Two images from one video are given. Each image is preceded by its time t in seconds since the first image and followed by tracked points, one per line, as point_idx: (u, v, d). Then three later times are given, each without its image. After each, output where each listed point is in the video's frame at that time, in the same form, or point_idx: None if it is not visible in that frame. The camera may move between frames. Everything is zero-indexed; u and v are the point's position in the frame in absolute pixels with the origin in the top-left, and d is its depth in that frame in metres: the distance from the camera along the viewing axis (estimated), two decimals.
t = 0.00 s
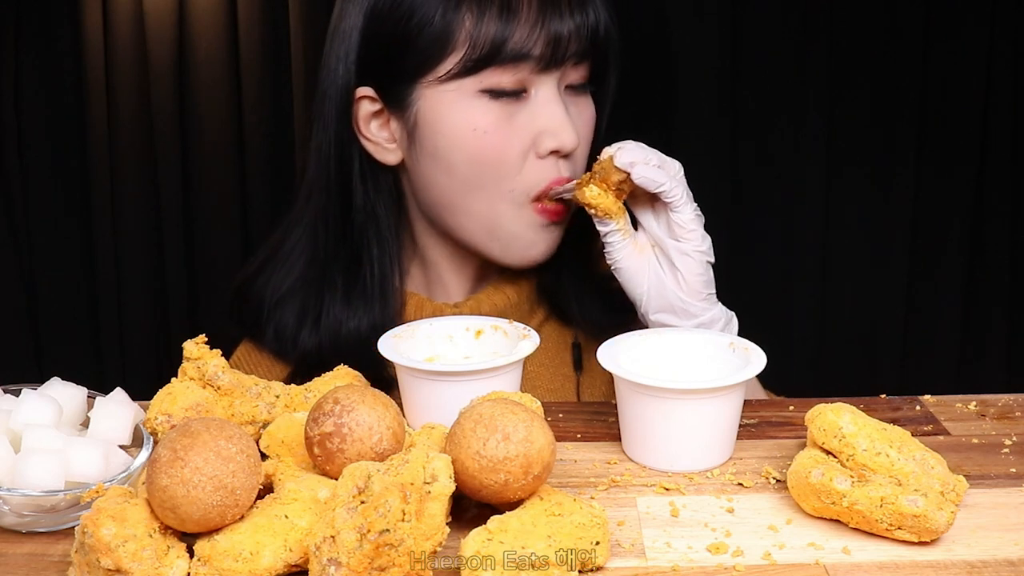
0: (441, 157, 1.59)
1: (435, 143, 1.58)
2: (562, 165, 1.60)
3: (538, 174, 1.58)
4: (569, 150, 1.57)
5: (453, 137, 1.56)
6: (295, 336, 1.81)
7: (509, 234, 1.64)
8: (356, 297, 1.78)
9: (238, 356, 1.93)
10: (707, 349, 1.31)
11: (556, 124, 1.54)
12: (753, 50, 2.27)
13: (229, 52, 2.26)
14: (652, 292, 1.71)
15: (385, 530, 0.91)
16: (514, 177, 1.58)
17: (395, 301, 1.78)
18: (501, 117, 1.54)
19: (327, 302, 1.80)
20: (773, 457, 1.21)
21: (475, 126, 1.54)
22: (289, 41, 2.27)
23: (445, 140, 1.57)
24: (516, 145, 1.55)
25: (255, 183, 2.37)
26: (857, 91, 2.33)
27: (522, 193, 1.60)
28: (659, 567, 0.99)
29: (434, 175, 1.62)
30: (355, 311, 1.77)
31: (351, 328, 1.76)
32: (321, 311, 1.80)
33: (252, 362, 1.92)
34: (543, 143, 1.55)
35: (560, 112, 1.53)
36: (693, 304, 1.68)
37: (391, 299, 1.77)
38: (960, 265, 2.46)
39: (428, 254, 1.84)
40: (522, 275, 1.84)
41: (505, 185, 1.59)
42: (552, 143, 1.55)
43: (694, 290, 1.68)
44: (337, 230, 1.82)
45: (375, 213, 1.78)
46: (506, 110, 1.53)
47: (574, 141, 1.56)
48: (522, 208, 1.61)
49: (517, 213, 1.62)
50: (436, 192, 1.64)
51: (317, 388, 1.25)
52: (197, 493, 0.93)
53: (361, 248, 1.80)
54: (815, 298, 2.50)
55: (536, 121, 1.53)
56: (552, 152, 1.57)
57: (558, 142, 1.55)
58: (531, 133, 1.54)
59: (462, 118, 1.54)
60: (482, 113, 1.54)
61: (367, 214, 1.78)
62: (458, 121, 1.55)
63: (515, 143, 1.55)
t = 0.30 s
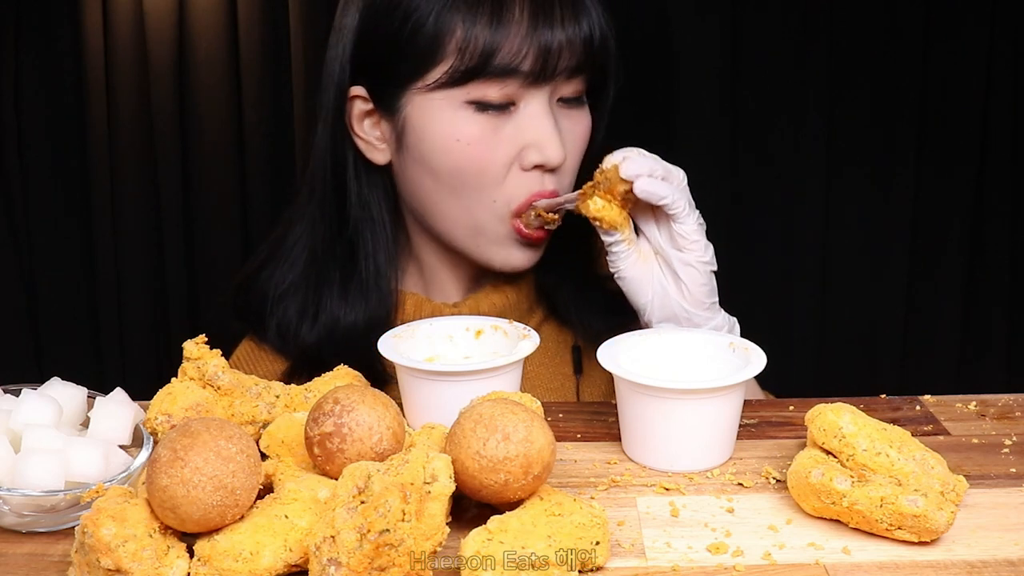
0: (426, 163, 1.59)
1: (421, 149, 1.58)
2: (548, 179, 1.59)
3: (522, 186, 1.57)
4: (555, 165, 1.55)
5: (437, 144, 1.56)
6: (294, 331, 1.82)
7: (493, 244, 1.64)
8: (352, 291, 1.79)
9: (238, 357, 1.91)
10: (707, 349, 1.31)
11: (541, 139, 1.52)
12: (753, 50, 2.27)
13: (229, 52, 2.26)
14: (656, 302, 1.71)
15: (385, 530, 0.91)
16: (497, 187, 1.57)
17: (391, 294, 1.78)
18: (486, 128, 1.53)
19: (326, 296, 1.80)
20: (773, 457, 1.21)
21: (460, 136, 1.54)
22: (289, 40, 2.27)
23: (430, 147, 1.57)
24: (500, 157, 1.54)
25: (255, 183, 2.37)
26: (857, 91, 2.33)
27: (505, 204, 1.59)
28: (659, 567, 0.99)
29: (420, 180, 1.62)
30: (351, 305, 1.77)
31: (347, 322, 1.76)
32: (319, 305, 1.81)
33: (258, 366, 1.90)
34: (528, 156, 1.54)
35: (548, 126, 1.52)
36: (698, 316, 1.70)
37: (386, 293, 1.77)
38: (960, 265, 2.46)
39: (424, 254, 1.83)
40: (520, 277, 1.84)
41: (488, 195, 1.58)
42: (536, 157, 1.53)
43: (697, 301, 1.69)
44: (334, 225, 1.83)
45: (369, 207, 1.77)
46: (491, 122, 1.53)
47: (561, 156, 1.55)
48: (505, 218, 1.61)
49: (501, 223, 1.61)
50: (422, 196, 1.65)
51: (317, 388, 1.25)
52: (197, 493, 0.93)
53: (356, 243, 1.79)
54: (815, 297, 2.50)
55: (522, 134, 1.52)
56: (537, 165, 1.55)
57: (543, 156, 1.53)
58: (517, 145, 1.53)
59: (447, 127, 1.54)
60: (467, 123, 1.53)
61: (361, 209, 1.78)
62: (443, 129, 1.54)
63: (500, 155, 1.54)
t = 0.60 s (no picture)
0: (410, 159, 1.59)
1: (406, 146, 1.58)
2: (536, 176, 1.56)
3: (507, 183, 1.55)
4: (540, 161, 1.52)
5: (420, 140, 1.56)
6: (289, 329, 1.82)
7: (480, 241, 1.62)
8: (344, 289, 1.79)
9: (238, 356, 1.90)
10: (707, 349, 1.31)
11: (523, 133, 1.51)
12: (753, 50, 2.27)
13: (229, 52, 2.26)
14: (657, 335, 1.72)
15: (386, 530, 0.91)
16: (482, 184, 1.55)
17: (384, 290, 1.77)
18: (467, 122, 1.52)
19: (320, 293, 1.81)
20: (773, 457, 1.21)
21: (440, 131, 1.53)
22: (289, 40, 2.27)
23: (413, 143, 1.57)
24: (483, 153, 1.53)
25: (255, 183, 2.37)
26: (857, 91, 2.33)
27: (490, 201, 1.57)
28: (659, 567, 0.99)
29: (408, 178, 1.62)
30: (343, 300, 1.78)
31: (339, 318, 1.77)
32: (313, 302, 1.81)
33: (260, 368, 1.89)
34: (511, 152, 1.52)
35: (530, 121, 1.50)
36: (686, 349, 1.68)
37: (379, 289, 1.77)
38: (960, 265, 2.46)
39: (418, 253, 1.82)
40: (518, 278, 1.84)
41: (472, 192, 1.56)
42: (519, 152, 1.51)
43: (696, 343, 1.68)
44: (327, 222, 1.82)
45: (360, 205, 1.77)
46: (473, 117, 1.52)
47: (545, 153, 1.52)
48: (491, 215, 1.58)
49: (486, 220, 1.59)
50: (411, 195, 1.64)
51: (317, 388, 1.25)
52: (197, 493, 0.93)
53: (347, 241, 1.79)
54: (815, 297, 2.50)
55: (505, 129, 1.51)
56: (521, 162, 1.53)
57: (525, 152, 1.51)
58: (499, 141, 1.52)
59: (428, 122, 1.54)
60: (447, 118, 1.52)
61: (353, 206, 1.77)
62: (424, 124, 1.54)
63: (482, 150, 1.52)
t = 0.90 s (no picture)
0: (396, 149, 1.59)
1: (391, 135, 1.58)
2: (522, 166, 1.54)
3: (493, 173, 1.54)
4: (524, 149, 1.51)
5: (404, 129, 1.55)
6: (287, 324, 1.84)
7: (468, 232, 1.60)
8: (338, 285, 1.79)
9: (236, 358, 1.90)
10: (706, 349, 1.31)
11: (507, 120, 1.50)
12: (753, 50, 2.27)
13: (229, 52, 2.26)
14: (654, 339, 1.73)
15: (386, 530, 0.91)
16: (467, 174, 1.54)
17: (378, 288, 1.77)
18: (450, 110, 1.51)
19: (316, 288, 1.81)
20: (773, 457, 1.21)
21: (423, 119, 1.53)
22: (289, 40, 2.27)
23: (397, 133, 1.56)
24: (467, 141, 1.52)
25: (255, 183, 2.37)
26: (857, 91, 2.33)
27: (477, 192, 1.56)
28: (659, 567, 0.99)
29: (395, 169, 1.61)
30: (337, 298, 1.78)
31: (332, 316, 1.77)
32: (309, 298, 1.82)
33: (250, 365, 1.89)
34: (495, 140, 1.51)
35: (513, 108, 1.49)
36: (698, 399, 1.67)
37: (373, 287, 1.76)
38: (960, 265, 2.47)
39: (415, 252, 1.81)
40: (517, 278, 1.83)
41: (458, 181, 1.55)
42: (503, 141, 1.50)
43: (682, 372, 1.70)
44: (322, 219, 1.81)
45: (354, 201, 1.75)
46: (456, 105, 1.51)
47: (530, 140, 1.51)
48: (478, 206, 1.57)
49: (473, 211, 1.58)
50: (398, 186, 1.63)
51: (317, 388, 1.25)
52: (197, 493, 0.93)
53: (340, 239, 1.78)
54: (815, 298, 2.50)
55: (488, 117, 1.50)
56: (506, 151, 1.51)
57: (509, 139, 1.50)
58: (483, 129, 1.51)
59: (411, 111, 1.53)
60: (430, 106, 1.52)
61: (346, 202, 1.76)
62: (408, 113, 1.54)
63: (466, 139, 1.51)
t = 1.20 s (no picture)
0: (392, 149, 1.59)
1: (387, 135, 1.58)
2: (518, 167, 1.55)
3: (488, 174, 1.54)
4: (520, 151, 1.52)
5: (399, 130, 1.55)
6: (285, 321, 1.84)
7: (463, 233, 1.61)
8: (336, 284, 1.79)
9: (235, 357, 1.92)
10: (707, 349, 1.31)
11: (502, 122, 1.50)
12: (753, 50, 2.27)
13: (229, 52, 2.27)
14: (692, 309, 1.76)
15: (386, 530, 0.91)
16: (463, 175, 1.55)
17: (376, 287, 1.77)
18: (446, 112, 1.52)
19: (313, 286, 1.81)
20: (773, 457, 1.21)
21: (419, 120, 1.53)
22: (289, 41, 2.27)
23: (394, 134, 1.57)
24: (463, 142, 1.52)
25: (255, 183, 2.37)
26: (856, 91, 2.33)
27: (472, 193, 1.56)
28: (659, 567, 0.99)
29: (390, 168, 1.62)
30: (335, 297, 1.78)
31: (330, 313, 1.77)
32: (307, 297, 1.82)
33: (248, 362, 1.92)
34: (491, 142, 1.51)
35: (509, 110, 1.50)
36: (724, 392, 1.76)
37: (371, 286, 1.77)
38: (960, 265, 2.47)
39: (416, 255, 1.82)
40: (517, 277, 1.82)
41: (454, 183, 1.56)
42: (499, 143, 1.51)
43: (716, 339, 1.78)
44: (321, 217, 1.81)
45: (353, 201, 1.75)
46: (452, 107, 1.51)
47: (525, 142, 1.51)
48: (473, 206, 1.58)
49: (469, 212, 1.59)
50: (394, 186, 1.64)
51: (317, 388, 1.25)
52: (197, 493, 0.93)
53: (339, 237, 1.78)
54: (815, 298, 2.50)
55: (484, 119, 1.50)
56: (502, 153, 1.52)
57: (505, 142, 1.50)
58: (479, 131, 1.51)
59: (407, 112, 1.54)
60: (426, 108, 1.52)
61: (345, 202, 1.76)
62: (403, 115, 1.54)
63: (462, 140, 1.52)
